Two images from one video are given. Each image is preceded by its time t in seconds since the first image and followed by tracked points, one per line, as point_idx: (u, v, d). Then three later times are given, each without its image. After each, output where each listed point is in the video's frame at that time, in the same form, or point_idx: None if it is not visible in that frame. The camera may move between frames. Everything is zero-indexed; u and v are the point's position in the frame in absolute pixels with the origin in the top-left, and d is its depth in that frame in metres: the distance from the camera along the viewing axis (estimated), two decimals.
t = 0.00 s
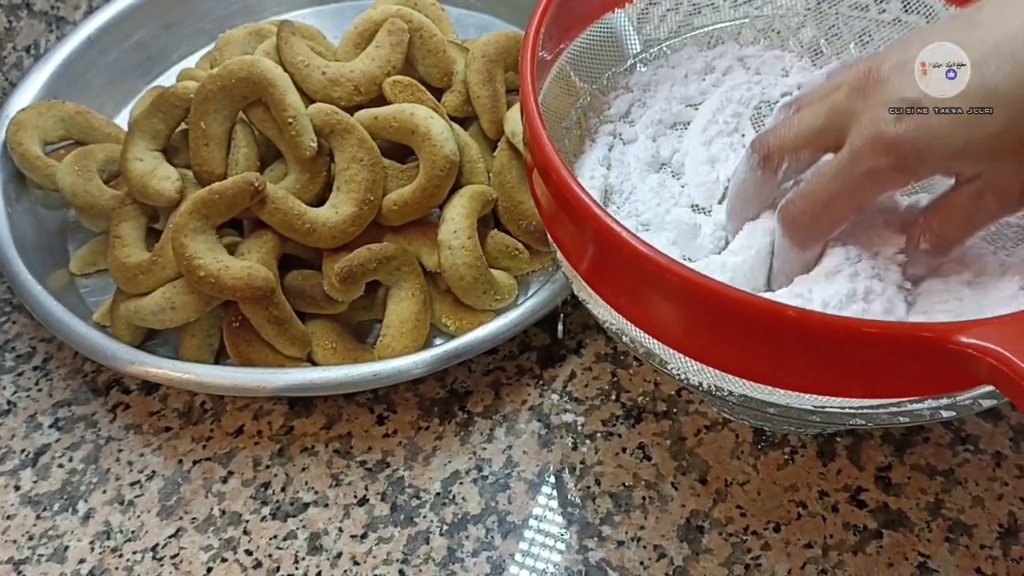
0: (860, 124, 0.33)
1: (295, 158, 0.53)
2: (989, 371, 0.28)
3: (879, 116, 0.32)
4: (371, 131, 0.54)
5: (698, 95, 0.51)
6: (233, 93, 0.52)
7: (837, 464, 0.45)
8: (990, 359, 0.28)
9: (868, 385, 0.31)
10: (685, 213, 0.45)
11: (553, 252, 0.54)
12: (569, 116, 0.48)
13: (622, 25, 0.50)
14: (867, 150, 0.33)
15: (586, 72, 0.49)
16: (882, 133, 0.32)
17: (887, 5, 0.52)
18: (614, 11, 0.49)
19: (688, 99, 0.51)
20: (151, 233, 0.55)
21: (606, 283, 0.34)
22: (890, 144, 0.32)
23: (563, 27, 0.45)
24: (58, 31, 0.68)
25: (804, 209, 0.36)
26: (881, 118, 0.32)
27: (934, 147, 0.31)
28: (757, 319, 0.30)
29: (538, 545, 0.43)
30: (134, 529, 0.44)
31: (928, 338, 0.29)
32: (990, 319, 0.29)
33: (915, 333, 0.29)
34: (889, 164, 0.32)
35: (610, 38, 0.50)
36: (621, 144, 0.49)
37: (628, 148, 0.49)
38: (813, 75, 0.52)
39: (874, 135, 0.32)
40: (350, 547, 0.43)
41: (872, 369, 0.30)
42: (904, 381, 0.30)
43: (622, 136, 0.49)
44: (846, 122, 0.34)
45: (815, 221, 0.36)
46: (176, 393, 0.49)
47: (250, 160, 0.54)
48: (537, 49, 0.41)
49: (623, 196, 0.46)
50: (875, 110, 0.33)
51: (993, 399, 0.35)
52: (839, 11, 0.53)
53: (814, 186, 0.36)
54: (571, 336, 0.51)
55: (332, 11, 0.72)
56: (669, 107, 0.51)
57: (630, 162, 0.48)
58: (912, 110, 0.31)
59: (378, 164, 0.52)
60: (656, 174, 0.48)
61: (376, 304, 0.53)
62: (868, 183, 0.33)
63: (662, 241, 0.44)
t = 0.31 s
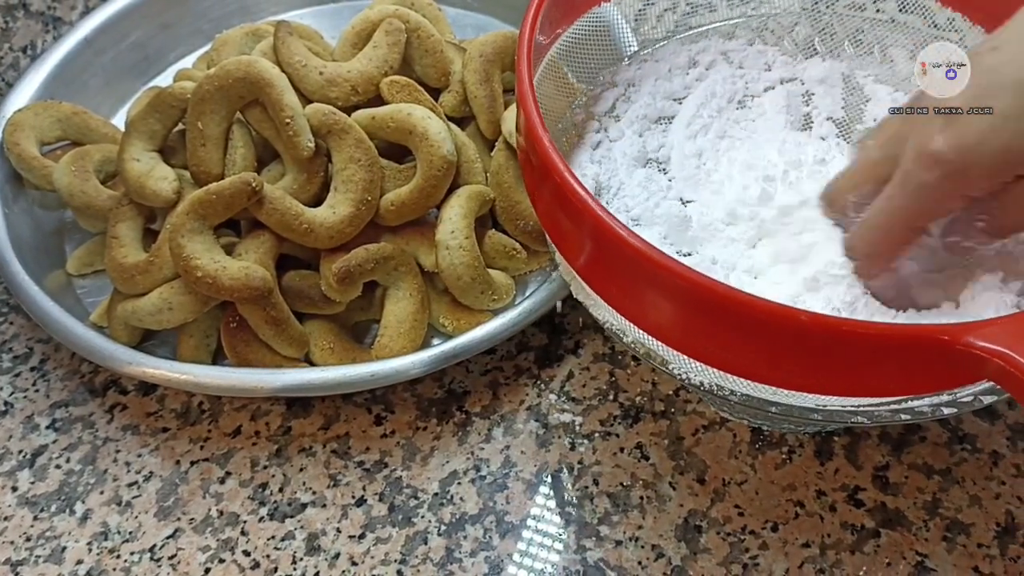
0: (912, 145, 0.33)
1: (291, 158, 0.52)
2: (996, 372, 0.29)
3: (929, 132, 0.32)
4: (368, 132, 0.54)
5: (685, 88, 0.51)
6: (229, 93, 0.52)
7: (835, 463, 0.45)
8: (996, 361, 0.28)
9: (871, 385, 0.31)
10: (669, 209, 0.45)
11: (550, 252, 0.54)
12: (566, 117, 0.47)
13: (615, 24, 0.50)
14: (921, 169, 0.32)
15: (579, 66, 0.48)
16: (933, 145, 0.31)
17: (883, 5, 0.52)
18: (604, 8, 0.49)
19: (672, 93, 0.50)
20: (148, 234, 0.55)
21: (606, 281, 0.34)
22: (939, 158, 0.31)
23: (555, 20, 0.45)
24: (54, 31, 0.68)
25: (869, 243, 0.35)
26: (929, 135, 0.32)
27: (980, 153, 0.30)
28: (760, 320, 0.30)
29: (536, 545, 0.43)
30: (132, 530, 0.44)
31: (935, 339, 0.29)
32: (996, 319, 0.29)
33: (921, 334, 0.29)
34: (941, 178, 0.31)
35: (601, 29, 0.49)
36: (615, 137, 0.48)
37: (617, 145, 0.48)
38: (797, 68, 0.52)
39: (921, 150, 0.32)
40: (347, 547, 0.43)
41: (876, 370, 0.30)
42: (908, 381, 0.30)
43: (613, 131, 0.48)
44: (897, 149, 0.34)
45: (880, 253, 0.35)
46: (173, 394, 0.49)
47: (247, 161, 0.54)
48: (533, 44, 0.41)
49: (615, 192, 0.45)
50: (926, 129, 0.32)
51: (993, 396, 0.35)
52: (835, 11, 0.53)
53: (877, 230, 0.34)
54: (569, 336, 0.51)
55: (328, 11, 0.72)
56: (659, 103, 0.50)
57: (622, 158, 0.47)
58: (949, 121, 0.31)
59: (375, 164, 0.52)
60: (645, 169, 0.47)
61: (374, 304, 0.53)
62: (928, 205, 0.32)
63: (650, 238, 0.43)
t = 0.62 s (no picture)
0: (795, 91, 0.37)
1: (290, 158, 0.52)
2: (998, 370, 0.29)
3: (816, 84, 0.37)
4: (367, 132, 0.54)
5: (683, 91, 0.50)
6: (228, 93, 0.52)
7: (833, 463, 0.45)
8: (1000, 359, 0.28)
9: (872, 385, 0.31)
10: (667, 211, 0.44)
11: (549, 252, 0.54)
12: (564, 117, 0.47)
13: (610, 24, 0.51)
14: (800, 113, 0.37)
15: (579, 65, 0.49)
16: (819, 98, 0.36)
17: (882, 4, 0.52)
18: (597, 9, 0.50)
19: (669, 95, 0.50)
20: (146, 234, 0.54)
21: (604, 281, 0.34)
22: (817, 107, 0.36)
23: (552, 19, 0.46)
24: (53, 31, 0.68)
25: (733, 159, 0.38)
26: (817, 88, 0.37)
27: (852, 113, 0.36)
28: (762, 319, 0.30)
29: (535, 545, 0.43)
30: (130, 530, 0.44)
31: (938, 338, 0.29)
32: (997, 317, 0.29)
33: (923, 333, 0.29)
34: (816, 128, 0.37)
35: (598, 28, 0.50)
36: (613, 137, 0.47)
37: (614, 148, 0.47)
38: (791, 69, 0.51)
39: (806, 98, 0.37)
40: (346, 548, 0.43)
41: (877, 369, 0.30)
42: (909, 380, 0.31)
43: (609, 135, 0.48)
44: (788, 78, 0.38)
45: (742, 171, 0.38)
46: (172, 394, 0.49)
47: (246, 161, 0.54)
48: (530, 43, 0.41)
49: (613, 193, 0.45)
50: (812, 78, 0.37)
51: (992, 396, 0.36)
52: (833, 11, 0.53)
53: (739, 154, 0.38)
54: (567, 337, 0.51)
55: (327, 11, 0.72)
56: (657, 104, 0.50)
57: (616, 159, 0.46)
58: (842, 75, 0.37)
59: (374, 164, 0.52)
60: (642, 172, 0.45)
61: (373, 304, 0.53)
62: (806, 133, 0.37)
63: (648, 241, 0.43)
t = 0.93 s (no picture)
0: (793, 9, 0.41)
1: (289, 158, 0.52)
2: (998, 372, 0.29)
3: (810, 6, 0.40)
4: (367, 131, 0.54)
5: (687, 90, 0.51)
6: (227, 93, 0.52)
7: (833, 463, 0.45)
8: (1000, 360, 0.28)
9: (871, 386, 0.31)
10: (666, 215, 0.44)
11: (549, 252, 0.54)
12: (564, 117, 0.48)
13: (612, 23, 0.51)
14: (793, 31, 0.40)
15: (579, 64, 0.49)
16: (817, 17, 0.40)
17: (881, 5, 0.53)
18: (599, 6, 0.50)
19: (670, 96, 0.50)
20: (146, 234, 0.54)
21: (604, 281, 0.34)
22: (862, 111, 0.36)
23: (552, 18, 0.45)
24: (52, 31, 0.68)
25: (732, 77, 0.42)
26: (809, 9, 0.40)
27: (853, 37, 0.39)
28: (761, 320, 0.30)
29: (534, 545, 0.43)
30: (129, 530, 0.44)
31: (938, 340, 0.29)
32: (997, 319, 0.29)
33: (923, 334, 0.29)
34: (806, 43, 0.40)
35: (600, 28, 0.50)
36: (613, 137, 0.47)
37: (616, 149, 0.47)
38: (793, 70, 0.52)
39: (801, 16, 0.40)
40: (346, 547, 0.43)
41: (877, 370, 0.30)
42: (909, 381, 0.31)
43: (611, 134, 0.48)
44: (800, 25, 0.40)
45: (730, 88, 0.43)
46: (171, 394, 0.49)
47: (245, 161, 0.54)
48: (530, 44, 0.41)
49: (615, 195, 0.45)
50: None
51: (992, 396, 0.35)
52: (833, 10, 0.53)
53: (744, 56, 0.41)
54: (567, 336, 0.51)
55: (327, 11, 0.72)
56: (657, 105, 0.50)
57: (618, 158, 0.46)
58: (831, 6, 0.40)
59: (374, 164, 0.52)
60: (645, 173, 0.46)
61: (372, 304, 0.53)
62: (794, 46, 0.40)
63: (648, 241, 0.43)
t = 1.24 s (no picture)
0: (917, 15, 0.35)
1: (289, 157, 0.52)
2: (999, 370, 0.29)
3: (930, 9, 0.34)
4: (366, 132, 0.54)
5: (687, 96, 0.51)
6: (227, 93, 0.52)
7: (833, 463, 0.45)
8: (1001, 359, 0.28)
9: (871, 385, 0.31)
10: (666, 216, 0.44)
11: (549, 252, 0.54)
12: (564, 117, 0.47)
13: (614, 24, 0.50)
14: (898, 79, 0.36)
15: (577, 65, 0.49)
16: (930, 23, 0.34)
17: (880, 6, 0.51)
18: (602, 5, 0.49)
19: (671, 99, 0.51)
20: (146, 234, 0.55)
21: (603, 281, 0.34)
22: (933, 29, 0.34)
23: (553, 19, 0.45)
24: (52, 31, 0.68)
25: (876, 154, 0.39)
26: (930, 9, 0.34)
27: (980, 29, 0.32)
28: (761, 320, 0.30)
29: (534, 545, 0.43)
30: (129, 530, 0.44)
31: (939, 338, 0.29)
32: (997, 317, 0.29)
33: (923, 333, 0.29)
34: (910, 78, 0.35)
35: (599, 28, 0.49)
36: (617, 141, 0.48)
37: (617, 152, 0.47)
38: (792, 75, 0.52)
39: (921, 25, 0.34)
40: (345, 547, 0.43)
41: (877, 369, 0.30)
42: (909, 381, 0.31)
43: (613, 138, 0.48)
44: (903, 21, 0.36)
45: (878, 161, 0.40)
46: (171, 394, 0.49)
47: (245, 161, 0.54)
48: (529, 45, 0.41)
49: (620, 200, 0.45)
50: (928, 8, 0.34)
51: (991, 396, 0.35)
52: (832, 11, 0.53)
53: (868, 137, 0.38)
54: (567, 336, 0.51)
55: (327, 11, 0.72)
56: (656, 108, 0.50)
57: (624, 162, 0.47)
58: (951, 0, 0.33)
59: (374, 164, 0.52)
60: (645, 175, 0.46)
61: (372, 304, 0.53)
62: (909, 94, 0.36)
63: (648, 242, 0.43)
